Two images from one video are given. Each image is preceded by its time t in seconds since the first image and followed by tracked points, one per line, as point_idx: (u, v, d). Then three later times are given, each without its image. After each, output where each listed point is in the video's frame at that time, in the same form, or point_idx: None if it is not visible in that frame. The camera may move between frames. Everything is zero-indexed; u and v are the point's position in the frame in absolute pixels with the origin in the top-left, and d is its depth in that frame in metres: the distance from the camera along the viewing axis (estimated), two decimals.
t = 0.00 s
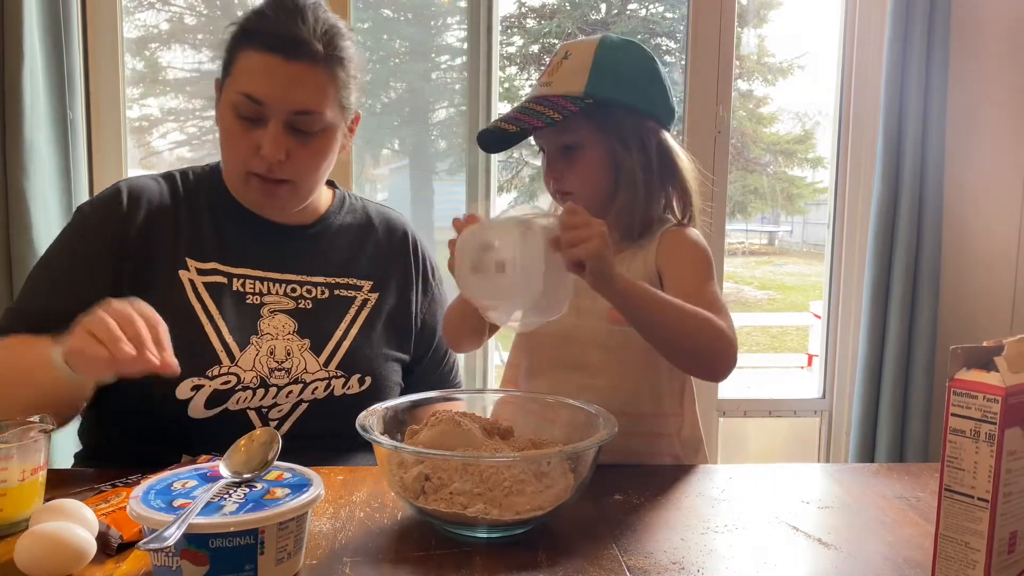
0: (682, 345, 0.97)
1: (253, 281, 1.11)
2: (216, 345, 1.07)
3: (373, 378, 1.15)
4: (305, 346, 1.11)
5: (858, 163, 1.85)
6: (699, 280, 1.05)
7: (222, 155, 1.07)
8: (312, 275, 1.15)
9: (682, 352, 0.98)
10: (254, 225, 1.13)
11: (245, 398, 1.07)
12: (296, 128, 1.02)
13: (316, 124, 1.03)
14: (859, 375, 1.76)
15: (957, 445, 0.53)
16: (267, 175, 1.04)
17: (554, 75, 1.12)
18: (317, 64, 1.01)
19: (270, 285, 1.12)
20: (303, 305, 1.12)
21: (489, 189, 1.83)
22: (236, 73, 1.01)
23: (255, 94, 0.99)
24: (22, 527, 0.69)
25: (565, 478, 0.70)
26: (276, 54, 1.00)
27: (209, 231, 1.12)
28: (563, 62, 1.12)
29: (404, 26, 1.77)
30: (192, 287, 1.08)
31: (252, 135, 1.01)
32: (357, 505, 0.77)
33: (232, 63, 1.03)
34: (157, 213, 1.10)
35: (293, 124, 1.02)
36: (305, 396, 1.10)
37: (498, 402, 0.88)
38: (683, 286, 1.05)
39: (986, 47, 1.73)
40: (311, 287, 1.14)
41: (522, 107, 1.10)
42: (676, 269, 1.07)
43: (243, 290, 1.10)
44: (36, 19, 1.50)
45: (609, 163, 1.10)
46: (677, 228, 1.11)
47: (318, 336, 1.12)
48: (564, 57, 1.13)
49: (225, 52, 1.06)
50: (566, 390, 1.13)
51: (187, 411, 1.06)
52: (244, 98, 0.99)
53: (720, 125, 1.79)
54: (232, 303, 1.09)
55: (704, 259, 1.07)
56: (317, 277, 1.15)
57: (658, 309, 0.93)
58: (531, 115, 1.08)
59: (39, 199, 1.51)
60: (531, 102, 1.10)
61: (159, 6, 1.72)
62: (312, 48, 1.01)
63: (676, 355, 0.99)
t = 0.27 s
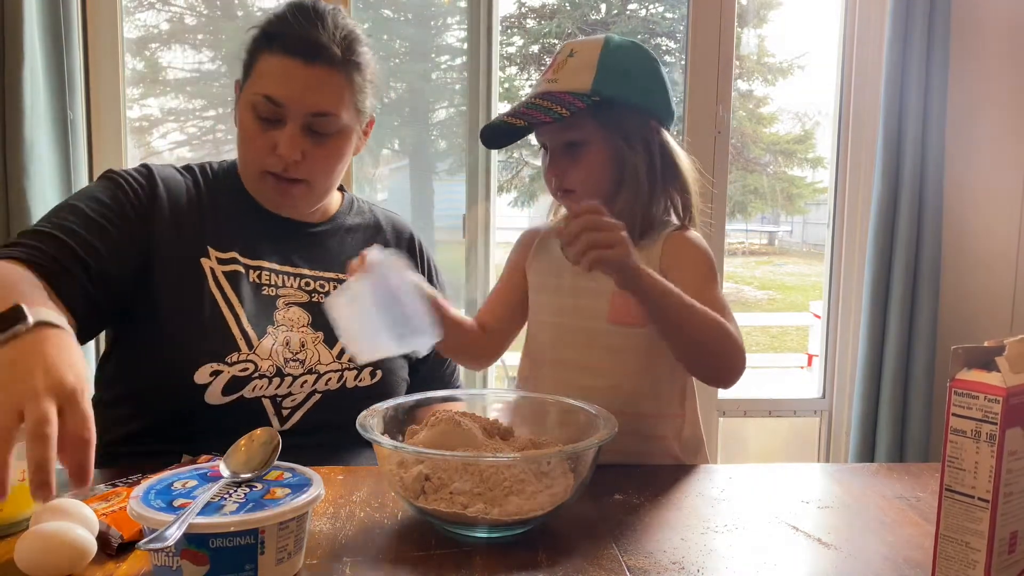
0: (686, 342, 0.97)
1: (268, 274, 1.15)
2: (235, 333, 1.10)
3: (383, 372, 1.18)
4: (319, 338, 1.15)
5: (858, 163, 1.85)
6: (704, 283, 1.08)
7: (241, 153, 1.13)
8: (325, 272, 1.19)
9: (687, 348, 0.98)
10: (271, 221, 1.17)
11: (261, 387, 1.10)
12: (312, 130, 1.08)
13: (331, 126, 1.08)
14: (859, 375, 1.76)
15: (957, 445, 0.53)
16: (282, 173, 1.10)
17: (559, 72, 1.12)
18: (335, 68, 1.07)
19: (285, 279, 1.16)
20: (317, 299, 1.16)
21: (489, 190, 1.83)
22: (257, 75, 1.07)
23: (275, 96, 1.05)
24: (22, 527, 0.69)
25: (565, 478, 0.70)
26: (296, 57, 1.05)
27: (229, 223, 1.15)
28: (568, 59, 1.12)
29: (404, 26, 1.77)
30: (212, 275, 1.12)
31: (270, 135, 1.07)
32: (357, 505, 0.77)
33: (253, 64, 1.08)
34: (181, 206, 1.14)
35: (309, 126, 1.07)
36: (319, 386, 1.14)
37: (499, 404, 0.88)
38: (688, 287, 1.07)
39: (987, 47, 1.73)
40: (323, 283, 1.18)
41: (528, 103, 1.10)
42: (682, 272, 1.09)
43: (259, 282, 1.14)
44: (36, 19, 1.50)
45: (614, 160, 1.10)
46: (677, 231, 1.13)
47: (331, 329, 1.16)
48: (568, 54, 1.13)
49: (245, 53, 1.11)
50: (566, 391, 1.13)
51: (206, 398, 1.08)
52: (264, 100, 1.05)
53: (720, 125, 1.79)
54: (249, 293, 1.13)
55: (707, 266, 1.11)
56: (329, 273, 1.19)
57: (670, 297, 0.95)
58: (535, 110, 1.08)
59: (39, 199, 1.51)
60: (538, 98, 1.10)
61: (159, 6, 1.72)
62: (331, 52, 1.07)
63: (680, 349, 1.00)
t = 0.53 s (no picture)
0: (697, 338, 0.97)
1: (278, 273, 1.16)
2: (246, 332, 1.11)
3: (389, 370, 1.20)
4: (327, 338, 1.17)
5: (858, 163, 1.85)
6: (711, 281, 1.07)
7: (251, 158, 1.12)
8: (333, 273, 1.21)
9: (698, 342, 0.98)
10: (281, 223, 1.19)
11: (270, 385, 1.12)
12: (324, 138, 1.08)
13: (343, 136, 1.09)
14: (859, 375, 1.76)
15: (957, 445, 0.53)
16: (292, 180, 1.09)
17: (562, 70, 1.12)
18: (350, 78, 1.07)
19: (294, 279, 1.17)
20: (325, 299, 1.18)
21: (489, 190, 1.83)
22: (271, 81, 1.07)
23: (288, 103, 1.04)
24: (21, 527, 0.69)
25: (565, 478, 0.70)
26: (311, 66, 1.05)
27: (242, 223, 1.16)
28: (571, 58, 1.12)
29: (404, 26, 1.77)
30: (225, 275, 1.11)
31: (281, 142, 1.07)
32: (357, 505, 0.77)
33: (269, 71, 1.08)
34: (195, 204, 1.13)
35: (321, 134, 1.07)
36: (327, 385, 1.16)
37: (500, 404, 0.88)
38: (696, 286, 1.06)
39: (986, 47, 1.73)
40: (332, 283, 1.20)
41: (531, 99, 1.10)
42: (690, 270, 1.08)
43: (269, 281, 1.15)
44: (36, 19, 1.50)
45: (616, 158, 1.09)
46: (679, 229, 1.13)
47: (338, 329, 1.19)
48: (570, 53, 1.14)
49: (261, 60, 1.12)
50: (566, 391, 1.13)
51: (213, 395, 1.09)
52: (277, 106, 1.05)
53: (720, 125, 1.79)
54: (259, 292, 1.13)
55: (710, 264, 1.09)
56: (337, 274, 1.21)
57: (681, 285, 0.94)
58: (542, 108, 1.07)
59: (39, 198, 1.51)
60: (543, 96, 1.09)
61: (159, 6, 1.72)
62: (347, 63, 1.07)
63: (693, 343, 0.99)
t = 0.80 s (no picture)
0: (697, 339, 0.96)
1: (281, 274, 1.16)
2: (249, 334, 1.11)
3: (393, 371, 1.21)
4: (331, 339, 1.17)
5: (858, 163, 1.85)
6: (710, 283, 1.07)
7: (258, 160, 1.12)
8: (335, 274, 1.21)
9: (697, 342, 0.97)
10: (284, 224, 1.19)
11: (274, 386, 1.12)
12: (331, 138, 1.08)
13: (350, 135, 1.09)
14: (859, 375, 1.76)
15: (957, 445, 0.53)
16: (300, 181, 1.09)
17: (558, 71, 1.12)
18: (355, 78, 1.08)
19: (297, 280, 1.17)
20: (328, 300, 1.19)
21: (489, 190, 1.83)
22: (276, 83, 1.07)
23: (296, 104, 1.05)
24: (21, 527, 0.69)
25: (565, 478, 0.70)
26: (316, 66, 1.06)
27: (245, 224, 1.16)
28: (568, 58, 1.12)
29: (404, 26, 1.77)
30: (228, 275, 1.11)
31: (289, 142, 1.07)
32: (357, 505, 0.77)
33: (274, 72, 1.08)
34: (198, 204, 1.13)
35: (328, 134, 1.08)
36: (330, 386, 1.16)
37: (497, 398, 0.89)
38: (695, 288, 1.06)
39: (986, 47, 1.73)
40: (334, 284, 1.20)
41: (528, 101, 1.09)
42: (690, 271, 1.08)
43: (272, 283, 1.15)
44: (36, 19, 1.49)
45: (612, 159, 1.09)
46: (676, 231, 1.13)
47: (341, 329, 1.18)
48: (566, 54, 1.14)
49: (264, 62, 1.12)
50: (566, 391, 1.13)
51: (218, 396, 1.10)
52: (284, 107, 1.05)
53: (720, 125, 1.79)
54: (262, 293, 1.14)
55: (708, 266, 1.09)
56: (339, 275, 1.21)
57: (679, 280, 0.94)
58: (535, 108, 1.07)
59: (39, 198, 1.51)
60: (537, 97, 1.09)
61: (159, 6, 1.72)
62: (351, 62, 1.07)
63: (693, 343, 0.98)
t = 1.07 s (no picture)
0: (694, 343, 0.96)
1: (276, 276, 1.16)
2: (245, 335, 1.11)
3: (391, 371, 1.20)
4: (327, 339, 1.17)
5: (858, 163, 1.85)
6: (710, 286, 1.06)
7: (262, 160, 1.11)
8: (332, 273, 1.21)
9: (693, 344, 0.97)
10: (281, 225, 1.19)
11: (271, 388, 1.12)
12: (338, 134, 1.08)
13: (355, 130, 1.09)
14: (859, 375, 1.76)
15: (957, 445, 0.53)
16: (309, 178, 1.09)
17: (559, 72, 1.12)
18: (359, 73, 1.08)
19: (293, 281, 1.17)
20: (324, 300, 1.18)
21: (489, 190, 1.83)
22: (279, 81, 1.07)
23: (304, 101, 1.05)
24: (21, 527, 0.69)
25: (565, 478, 0.70)
26: (320, 62, 1.06)
27: (240, 224, 1.16)
28: (569, 59, 1.12)
29: (404, 26, 1.77)
30: (222, 276, 1.11)
31: (297, 140, 1.07)
32: (357, 505, 0.77)
33: (275, 70, 1.08)
34: (191, 205, 1.13)
35: (336, 131, 1.08)
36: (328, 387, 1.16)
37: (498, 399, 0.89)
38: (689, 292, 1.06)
39: (986, 47, 1.73)
40: (331, 284, 1.20)
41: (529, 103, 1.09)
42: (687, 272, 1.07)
43: (268, 284, 1.15)
44: (36, 19, 1.49)
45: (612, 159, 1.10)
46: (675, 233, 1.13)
47: (338, 329, 1.18)
48: (568, 54, 1.14)
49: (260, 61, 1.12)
50: (566, 391, 1.13)
51: (214, 399, 1.10)
52: (291, 104, 1.05)
53: (720, 125, 1.79)
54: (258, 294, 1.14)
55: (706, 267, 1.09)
56: (336, 275, 1.21)
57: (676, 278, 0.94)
58: (535, 110, 1.07)
59: (39, 198, 1.51)
60: (537, 98, 1.09)
61: (159, 6, 1.72)
62: (355, 57, 1.08)
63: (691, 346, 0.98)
